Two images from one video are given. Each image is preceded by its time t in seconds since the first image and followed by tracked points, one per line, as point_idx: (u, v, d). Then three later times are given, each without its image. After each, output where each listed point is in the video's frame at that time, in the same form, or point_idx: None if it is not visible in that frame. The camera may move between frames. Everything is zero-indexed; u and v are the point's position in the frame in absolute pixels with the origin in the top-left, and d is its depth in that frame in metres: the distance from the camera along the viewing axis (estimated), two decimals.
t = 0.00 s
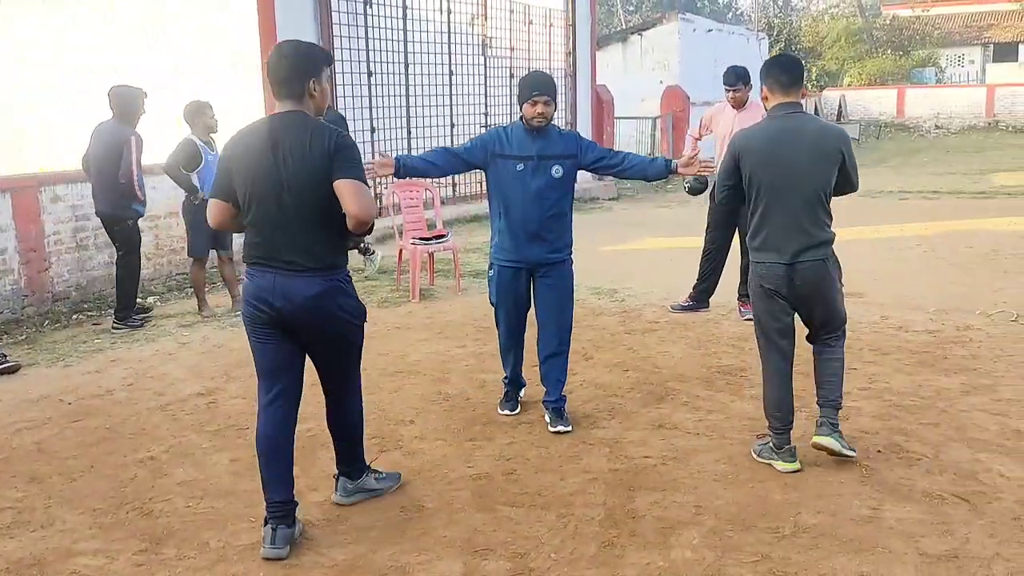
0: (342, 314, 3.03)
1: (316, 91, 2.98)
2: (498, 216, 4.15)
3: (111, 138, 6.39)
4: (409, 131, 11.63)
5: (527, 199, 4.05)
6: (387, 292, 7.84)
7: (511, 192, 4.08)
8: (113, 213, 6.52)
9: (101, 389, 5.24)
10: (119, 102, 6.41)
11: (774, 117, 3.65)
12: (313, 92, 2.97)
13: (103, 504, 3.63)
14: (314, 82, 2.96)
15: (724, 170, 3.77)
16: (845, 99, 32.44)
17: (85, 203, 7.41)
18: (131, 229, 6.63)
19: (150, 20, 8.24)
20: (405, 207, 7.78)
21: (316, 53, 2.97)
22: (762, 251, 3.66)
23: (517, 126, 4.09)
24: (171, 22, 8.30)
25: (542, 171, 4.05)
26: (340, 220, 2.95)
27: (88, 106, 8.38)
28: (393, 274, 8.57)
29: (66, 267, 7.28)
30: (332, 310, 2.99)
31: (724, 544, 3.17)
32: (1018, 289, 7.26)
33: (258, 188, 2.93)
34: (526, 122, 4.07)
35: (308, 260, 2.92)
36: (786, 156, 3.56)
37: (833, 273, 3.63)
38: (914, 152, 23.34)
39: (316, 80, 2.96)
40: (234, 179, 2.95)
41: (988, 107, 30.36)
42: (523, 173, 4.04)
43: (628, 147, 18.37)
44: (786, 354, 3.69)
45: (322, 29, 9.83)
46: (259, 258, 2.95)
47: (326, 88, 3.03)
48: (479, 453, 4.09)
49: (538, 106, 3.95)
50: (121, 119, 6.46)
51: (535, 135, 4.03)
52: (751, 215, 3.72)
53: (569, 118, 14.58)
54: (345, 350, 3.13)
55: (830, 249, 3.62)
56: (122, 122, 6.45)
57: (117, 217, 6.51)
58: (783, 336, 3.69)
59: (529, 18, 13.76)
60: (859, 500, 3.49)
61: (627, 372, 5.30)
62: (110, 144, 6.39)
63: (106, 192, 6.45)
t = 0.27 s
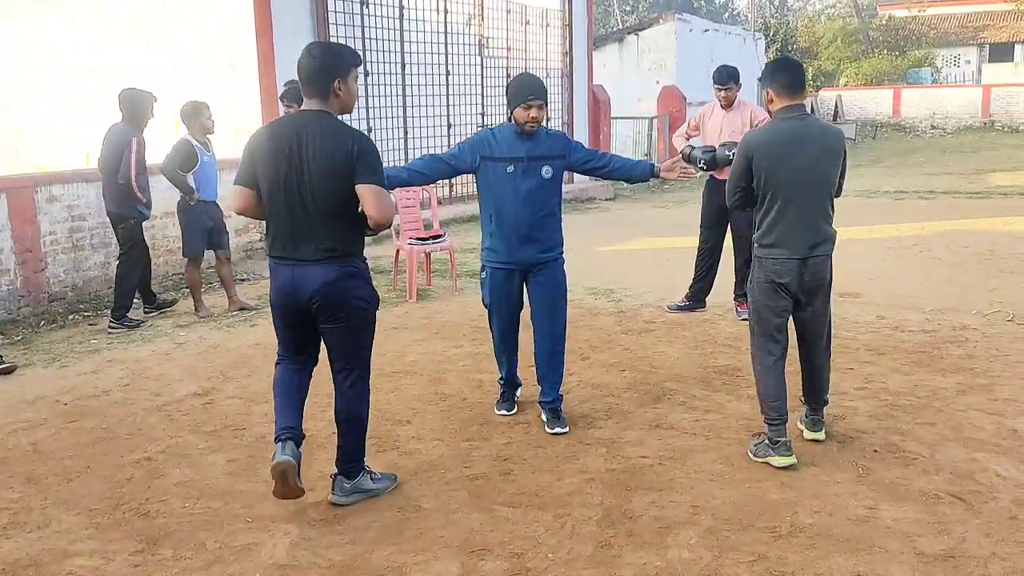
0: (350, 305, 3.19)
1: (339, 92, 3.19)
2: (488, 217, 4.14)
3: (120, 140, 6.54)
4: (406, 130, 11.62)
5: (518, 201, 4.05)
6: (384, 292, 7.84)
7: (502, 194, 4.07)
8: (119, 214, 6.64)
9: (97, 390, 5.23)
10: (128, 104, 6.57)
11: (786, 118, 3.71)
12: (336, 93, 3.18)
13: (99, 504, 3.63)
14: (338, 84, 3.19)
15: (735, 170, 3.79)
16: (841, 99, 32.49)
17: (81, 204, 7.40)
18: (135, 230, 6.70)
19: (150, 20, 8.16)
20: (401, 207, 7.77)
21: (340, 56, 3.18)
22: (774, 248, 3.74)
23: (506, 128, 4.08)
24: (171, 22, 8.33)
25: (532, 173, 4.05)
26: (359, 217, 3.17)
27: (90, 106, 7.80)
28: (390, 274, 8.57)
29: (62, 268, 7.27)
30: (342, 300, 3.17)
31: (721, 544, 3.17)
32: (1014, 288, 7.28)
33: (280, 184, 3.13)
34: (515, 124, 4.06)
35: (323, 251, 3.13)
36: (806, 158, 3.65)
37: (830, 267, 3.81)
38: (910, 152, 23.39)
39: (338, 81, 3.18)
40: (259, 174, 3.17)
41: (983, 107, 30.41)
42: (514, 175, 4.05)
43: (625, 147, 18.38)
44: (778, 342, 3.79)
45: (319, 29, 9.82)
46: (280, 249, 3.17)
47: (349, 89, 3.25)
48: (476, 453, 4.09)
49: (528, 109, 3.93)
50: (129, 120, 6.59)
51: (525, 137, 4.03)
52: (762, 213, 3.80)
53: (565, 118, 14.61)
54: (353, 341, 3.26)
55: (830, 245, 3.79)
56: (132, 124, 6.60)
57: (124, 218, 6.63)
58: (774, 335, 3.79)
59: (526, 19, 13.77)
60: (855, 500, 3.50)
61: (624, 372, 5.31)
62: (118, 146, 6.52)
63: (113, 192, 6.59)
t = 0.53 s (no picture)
0: (335, 292, 3.29)
1: (337, 89, 3.29)
2: (484, 221, 4.12)
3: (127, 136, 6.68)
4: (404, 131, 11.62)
5: (516, 205, 4.05)
6: (381, 293, 7.84)
7: (498, 197, 4.06)
8: (121, 207, 6.79)
9: (94, 390, 5.22)
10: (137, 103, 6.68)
11: (800, 115, 3.89)
12: (333, 91, 3.28)
13: (96, 505, 3.62)
14: (334, 82, 3.28)
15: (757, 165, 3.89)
16: (838, 99, 32.51)
17: (78, 204, 7.40)
18: (137, 224, 6.83)
19: (150, 20, 8.15)
20: (399, 207, 7.77)
21: (338, 54, 3.28)
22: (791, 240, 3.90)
23: (504, 131, 4.07)
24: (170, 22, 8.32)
25: (531, 176, 4.05)
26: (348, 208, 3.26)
27: (90, 107, 7.86)
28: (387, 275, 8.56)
29: (59, 268, 7.27)
30: (324, 292, 3.28)
31: (719, 544, 3.17)
32: (1011, 288, 7.28)
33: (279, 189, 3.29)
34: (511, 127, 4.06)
35: (309, 243, 3.28)
36: (825, 156, 3.85)
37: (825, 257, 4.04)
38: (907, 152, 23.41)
39: (335, 79, 3.27)
40: (265, 172, 3.35)
41: (981, 107, 30.45)
42: (513, 179, 4.04)
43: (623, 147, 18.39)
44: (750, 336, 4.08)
45: (316, 29, 9.81)
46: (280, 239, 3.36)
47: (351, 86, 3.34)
48: (474, 453, 4.08)
49: (526, 111, 3.93)
50: (137, 118, 6.71)
51: (522, 140, 4.03)
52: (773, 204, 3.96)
53: (563, 118, 14.61)
54: (340, 330, 3.32)
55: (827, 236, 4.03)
56: (141, 121, 6.72)
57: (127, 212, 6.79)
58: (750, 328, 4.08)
59: (524, 19, 13.78)
60: (852, 500, 3.50)
61: (622, 372, 5.31)
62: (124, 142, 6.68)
63: (117, 186, 6.74)
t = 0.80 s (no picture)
0: (301, 295, 3.35)
1: (314, 91, 3.34)
2: (490, 223, 4.10)
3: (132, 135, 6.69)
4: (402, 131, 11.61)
5: (522, 207, 4.04)
6: (380, 293, 7.84)
7: (505, 199, 4.06)
8: (124, 206, 6.78)
9: (93, 390, 5.22)
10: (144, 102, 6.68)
11: (794, 117, 3.93)
12: (310, 93, 3.33)
13: (95, 505, 3.62)
14: (310, 82, 3.32)
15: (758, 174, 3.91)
16: (837, 99, 32.51)
17: (77, 204, 7.39)
18: (140, 224, 6.84)
19: (147, 22, 8.16)
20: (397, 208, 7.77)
21: (314, 56, 3.33)
22: (793, 242, 3.97)
23: (511, 133, 4.08)
24: (166, 22, 8.33)
25: (538, 179, 4.04)
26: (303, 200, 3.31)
27: (91, 108, 7.74)
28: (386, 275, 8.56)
29: (57, 268, 7.26)
30: (285, 286, 3.37)
31: (718, 544, 3.17)
32: (1009, 288, 7.28)
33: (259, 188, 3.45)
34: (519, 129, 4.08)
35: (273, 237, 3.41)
36: (820, 157, 3.91)
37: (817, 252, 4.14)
38: (906, 152, 23.41)
39: (311, 81, 3.32)
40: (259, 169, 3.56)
41: (980, 107, 30.47)
42: (520, 181, 4.03)
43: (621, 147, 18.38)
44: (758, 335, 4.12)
45: (315, 28, 9.80)
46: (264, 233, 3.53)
47: (330, 87, 3.38)
48: (473, 453, 4.08)
49: (534, 109, 3.94)
50: (145, 120, 6.70)
51: (529, 142, 4.04)
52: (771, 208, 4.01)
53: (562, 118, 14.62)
54: (318, 328, 3.39)
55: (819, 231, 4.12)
56: (146, 121, 6.73)
57: (129, 211, 6.79)
58: (756, 330, 4.12)
59: (523, 19, 13.79)
60: (851, 500, 3.50)
61: (621, 372, 5.31)
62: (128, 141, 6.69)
63: (120, 184, 6.74)
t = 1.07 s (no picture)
0: (258, 292, 3.47)
1: (280, 88, 3.43)
2: (492, 227, 4.11)
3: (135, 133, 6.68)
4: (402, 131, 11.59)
5: (521, 210, 4.05)
6: (380, 293, 7.84)
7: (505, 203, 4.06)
8: (128, 204, 6.78)
9: (93, 390, 5.21)
10: (146, 99, 6.66)
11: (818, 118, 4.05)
12: (275, 90, 3.42)
13: (95, 505, 3.62)
14: (275, 81, 3.42)
15: (791, 177, 3.98)
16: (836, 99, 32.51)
17: (76, 205, 7.39)
18: (143, 222, 6.83)
19: (146, 21, 8.15)
20: (397, 208, 7.78)
21: (277, 54, 3.41)
22: (813, 240, 4.06)
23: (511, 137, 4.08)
24: (166, 22, 8.33)
25: (538, 182, 4.05)
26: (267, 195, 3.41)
27: (91, 109, 7.74)
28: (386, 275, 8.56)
29: (57, 268, 7.26)
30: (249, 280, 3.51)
31: (718, 544, 3.17)
32: (1009, 288, 7.28)
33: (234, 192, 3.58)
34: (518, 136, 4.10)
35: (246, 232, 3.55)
36: (837, 156, 4.08)
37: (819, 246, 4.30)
38: (905, 152, 23.42)
39: (275, 78, 3.42)
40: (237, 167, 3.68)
41: (980, 107, 30.48)
42: (520, 184, 4.04)
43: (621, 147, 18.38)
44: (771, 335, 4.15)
45: (313, 28, 9.82)
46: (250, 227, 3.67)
47: (296, 84, 3.46)
48: (472, 453, 4.08)
49: (536, 116, 3.97)
50: (146, 116, 6.68)
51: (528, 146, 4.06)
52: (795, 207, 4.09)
53: (562, 118, 14.63)
54: (274, 326, 3.49)
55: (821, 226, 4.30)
56: (150, 119, 6.71)
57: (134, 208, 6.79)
58: (768, 330, 4.16)
59: (522, 19, 13.80)
60: (851, 499, 3.50)
61: (620, 372, 5.31)
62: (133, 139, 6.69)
63: (125, 182, 6.74)
